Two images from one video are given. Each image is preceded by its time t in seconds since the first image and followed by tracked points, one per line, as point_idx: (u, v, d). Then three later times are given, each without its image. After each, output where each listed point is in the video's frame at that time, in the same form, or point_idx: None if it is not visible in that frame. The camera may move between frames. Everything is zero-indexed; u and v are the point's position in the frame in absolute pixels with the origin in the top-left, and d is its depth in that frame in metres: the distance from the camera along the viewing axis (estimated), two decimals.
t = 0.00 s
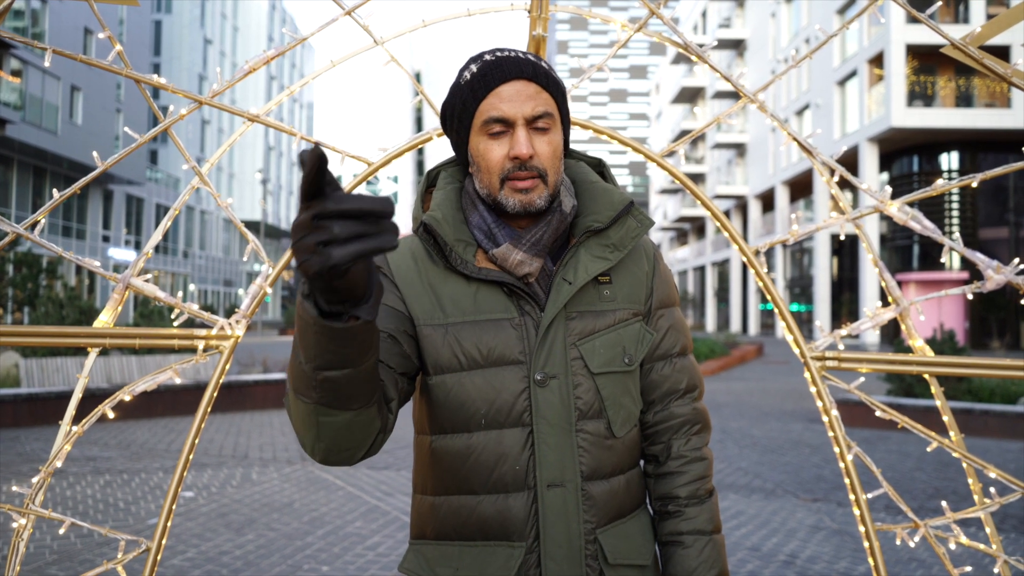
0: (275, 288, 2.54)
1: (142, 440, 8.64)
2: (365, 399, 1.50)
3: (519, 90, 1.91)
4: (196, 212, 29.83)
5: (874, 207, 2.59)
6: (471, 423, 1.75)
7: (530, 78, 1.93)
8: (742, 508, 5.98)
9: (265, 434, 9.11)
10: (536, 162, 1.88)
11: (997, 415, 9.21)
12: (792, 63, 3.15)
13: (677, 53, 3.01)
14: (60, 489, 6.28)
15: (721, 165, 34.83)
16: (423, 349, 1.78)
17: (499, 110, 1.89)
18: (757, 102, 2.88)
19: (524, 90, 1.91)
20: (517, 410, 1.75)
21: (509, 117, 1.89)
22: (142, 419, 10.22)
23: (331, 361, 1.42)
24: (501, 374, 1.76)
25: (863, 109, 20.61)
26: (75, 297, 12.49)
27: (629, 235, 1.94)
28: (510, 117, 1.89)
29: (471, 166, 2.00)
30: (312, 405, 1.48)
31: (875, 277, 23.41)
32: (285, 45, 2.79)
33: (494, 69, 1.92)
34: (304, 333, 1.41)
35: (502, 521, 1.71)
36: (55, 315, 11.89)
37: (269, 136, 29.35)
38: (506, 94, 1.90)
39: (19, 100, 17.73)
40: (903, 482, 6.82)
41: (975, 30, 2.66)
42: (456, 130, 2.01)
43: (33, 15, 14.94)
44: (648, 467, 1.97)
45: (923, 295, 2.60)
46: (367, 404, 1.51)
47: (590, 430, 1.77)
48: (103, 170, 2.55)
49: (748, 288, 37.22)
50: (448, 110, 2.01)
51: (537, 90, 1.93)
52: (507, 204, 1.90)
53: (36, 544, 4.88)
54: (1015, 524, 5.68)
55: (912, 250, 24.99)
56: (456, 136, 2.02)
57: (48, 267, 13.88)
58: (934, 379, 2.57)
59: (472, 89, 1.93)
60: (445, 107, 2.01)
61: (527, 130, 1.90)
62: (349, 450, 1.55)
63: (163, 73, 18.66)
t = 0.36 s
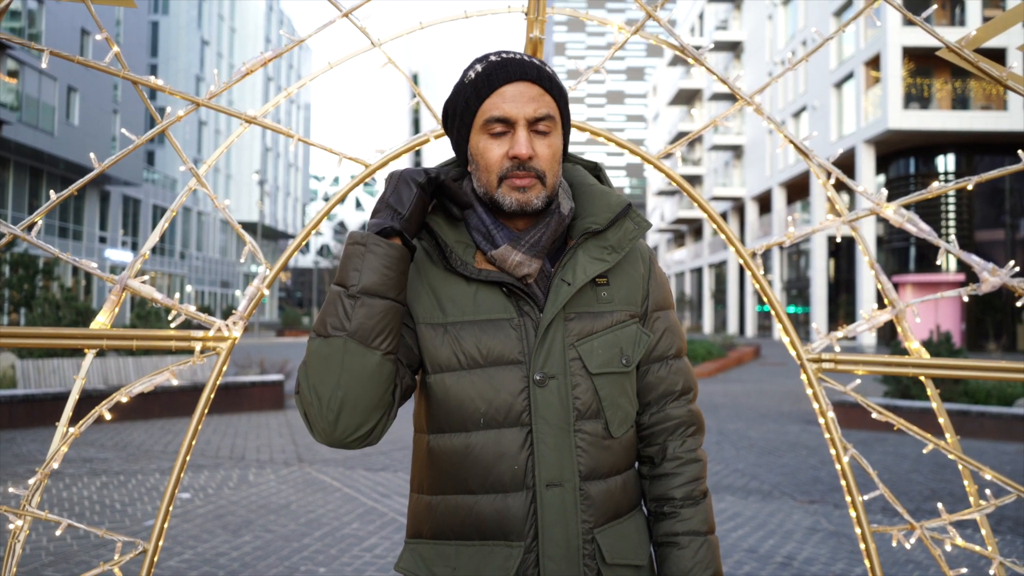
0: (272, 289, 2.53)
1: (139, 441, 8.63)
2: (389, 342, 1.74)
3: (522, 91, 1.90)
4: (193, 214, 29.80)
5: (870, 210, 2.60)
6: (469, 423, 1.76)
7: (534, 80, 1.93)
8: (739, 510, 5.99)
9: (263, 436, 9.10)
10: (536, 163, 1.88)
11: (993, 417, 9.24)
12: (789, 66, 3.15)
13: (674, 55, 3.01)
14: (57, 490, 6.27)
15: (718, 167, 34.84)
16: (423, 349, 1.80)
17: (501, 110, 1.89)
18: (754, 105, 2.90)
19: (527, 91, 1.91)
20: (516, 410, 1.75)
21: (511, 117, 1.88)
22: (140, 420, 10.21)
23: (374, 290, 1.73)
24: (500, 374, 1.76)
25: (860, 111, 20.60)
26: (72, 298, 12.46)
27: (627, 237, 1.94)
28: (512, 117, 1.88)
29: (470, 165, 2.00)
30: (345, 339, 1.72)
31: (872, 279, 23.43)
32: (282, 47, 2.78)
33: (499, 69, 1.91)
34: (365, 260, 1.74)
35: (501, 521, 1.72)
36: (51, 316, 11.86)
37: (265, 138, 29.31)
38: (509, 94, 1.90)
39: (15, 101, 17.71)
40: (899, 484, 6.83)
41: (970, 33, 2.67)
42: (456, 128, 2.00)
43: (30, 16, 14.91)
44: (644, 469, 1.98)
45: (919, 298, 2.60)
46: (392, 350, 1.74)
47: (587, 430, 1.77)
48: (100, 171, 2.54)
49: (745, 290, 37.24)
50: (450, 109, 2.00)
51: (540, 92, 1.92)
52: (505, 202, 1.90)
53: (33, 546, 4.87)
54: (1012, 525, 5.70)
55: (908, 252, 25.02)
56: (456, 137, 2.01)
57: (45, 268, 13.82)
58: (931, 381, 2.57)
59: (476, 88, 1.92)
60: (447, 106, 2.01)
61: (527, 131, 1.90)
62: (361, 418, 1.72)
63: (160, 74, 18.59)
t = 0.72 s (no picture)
0: (271, 291, 2.53)
1: (138, 443, 8.62)
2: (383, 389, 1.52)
3: (528, 91, 1.94)
4: (192, 215, 29.79)
5: (868, 211, 2.60)
6: (467, 421, 1.76)
7: (541, 83, 1.97)
8: (737, 512, 5.99)
9: (262, 437, 9.11)
10: (537, 160, 1.89)
11: (992, 419, 9.25)
12: (787, 69, 3.15)
13: (672, 57, 3.01)
14: (56, 492, 6.27)
15: (717, 169, 34.87)
16: (424, 349, 1.79)
17: (505, 108, 1.92)
18: (753, 107, 2.90)
19: (532, 92, 1.94)
20: (514, 408, 1.76)
21: (514, 115, 1.91)
22: (139, 422, 10.20)
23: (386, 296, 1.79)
24: (499, 373, 1.77)
25: (860, 112, 20.64)
26: (71, 300, 12.45)
27: (627, 240, 1.95)
28: (515, 115, 1.91)
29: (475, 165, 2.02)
30: (332, 399, 1.50)
31: (871, 281, 23.45)
32: (281, 49, 2.77)
33: (507, 69, 1.96)
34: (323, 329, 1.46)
35: (497, 520, 1.72)
36: (51, 317, 11.86)
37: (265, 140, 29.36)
38: (515, 93, 1.93)
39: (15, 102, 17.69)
40: (899, 486, 6.84)
41: (968, 36, 2.67)
42: (465, 127, 2.04)
43: (29, 17, 14.91)
44: (642, 473, 1.98)
45: (918, 300, 2.60)
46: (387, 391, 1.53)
47: (585, 430, 1.78)
48: (100, 173, 2.54)
49: (744, 292, 37.27)
50: (460, 110, 2.04)
51: (544, 93, 1.96)
52: (504, 200, 1.91)
53: (32, 547, 4.87)
54: (1011, 528, 5.70)
55: (908, 254, 25.05)
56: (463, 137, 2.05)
57: (44, 269, 13.81)
58: (929, 384, 2.58)
59: (484, 86, 1.96)
60: (457, 105, 2.05)
61: (530, 128, 1.92)
62: (367, 452, 1.58)
63: (160, 75, 18.59)
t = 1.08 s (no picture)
0: (269, 292, 2.54)
1: (136, 444, 8.62)
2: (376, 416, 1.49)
3: (535, 95, 1.96)
4: (190, 215, 29.79)
5: (865, 212, 2.61)
6: (468, 420, 1.76)
7: (547, 86, 1.98)
8: (736, 512, 6.00)
9: (260, 438, 9.12)
10: (542, 163, 1.91)
11: (990, 419, 9.26)
12: (785, 69, 3.16)
13: (670, 58, 3.02)
14: (54, 493, 6.27)
15: (716, 169, 34.90)
16: (427, 349, 1.79)
17: (513, 111, 1.94)
18: (750, 108, 2.90)
19: (539, 96, 1.96)
20: (515, 407, 1.76)
21: (521, 119, 1.93)
22: (137, 423, 10.21)
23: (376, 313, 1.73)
24: (501, 373, 1.77)
25: (858, 113, 20.67)
26: (69, 301, 12.46)
27: (629, 243, 1.96)
28: (522, 118, 1.93)
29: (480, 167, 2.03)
30: (324, 428, 1.48)
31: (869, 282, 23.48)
32: (279, 50, 2.78)
33: (514, 73, 1.97)
34: (305, 376, 1.42)
35: (497, 518, 1.72)
36: (49, 318, 11.85)
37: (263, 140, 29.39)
38: (521, 97, 1.95)
39: (13, 103, 17.70)
40: (896, 486, 6.84)
41: (965, 37, 2.68)
42: (471, 129, 2.05)
43: (27, 18, 14.90)
44: (641, 475, 1.98)
45: (915, 300, 2.61)
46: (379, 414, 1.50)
47: (586, 430, 1.79)
48: (97, 175, 2.54)
49: (743, 292, 37.31)
50: (467, 114, 2.05)
51: (551, 96, 1.97)
52: (508, 203, 1.92)
53: (30, 548, 4.87)
54: (1009, 527, 5.71)
55: (906, 254, 25.08)
56: (469, 138, 2.06)
57: (43, 270, 13.80)
58: (924, 384, 2.58)
59: (491, 90, 1.97)
60: (463, 110, 2.06)
61: (537, 132, 1.93)
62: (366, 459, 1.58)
63: (157, 75, 18.59)
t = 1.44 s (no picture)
0: (270, 294, 2.55)
1: (137, 446, 8.62)
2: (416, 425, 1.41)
3: (540, 92, 1.97)
4: (191, 217, 29.83)
5: (865, 213, 2.61)
6: (478, 417, 1.76)
7: (550, 85, 2.00)
8: (737, 513, 6.00)
9: (261, 439, 9.12)
10: (553, 157, 1.91)
11: (991, 420, 9.26)
12: (784, 71, 3.15)
13: (670, 61, 3.01)
14: (54, 494, 6.27)
15: (716, 170, 34.91)
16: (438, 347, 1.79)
17: (519, 109, 1.94)
18: (750, 110, 2.91)
19: (543, 94, 1.97)
20: (524, 404, 1.76)
21: (528, 117, 1.94)
22: (138, 424, 10.21)
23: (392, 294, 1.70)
24: (510, 369, 1.77)
25: (859, 113, 20.67)
26: (70, 303, 12.45)
27: (635, 242, 1.97)
28: (530, 115, 1.94)
29: (486, 167, 2.02)
30: (363, 433, 1.40)
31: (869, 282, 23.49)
32: (279, 53, 2.78)
33: (517, 74, 1.98)
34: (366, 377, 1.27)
35: (507, 514, 1.72)
36: (50, 320, 11.85)
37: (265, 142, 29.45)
38: (526, 95, 1.96)
39: (14, 105, 17.74)
40: (898, 487, 6.84)
41: (964, 38, 2.68)
42: (476, 133, 2.05)
43: (28, 20, 14.92)
44: (647, 474, 1.98)
45: (915, 302, 2.61)
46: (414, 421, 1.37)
47: (594, 426, 1.79)
48: (98, 176, 2.54)
49: (743, 293, 37.31)
50: (468, 118, 2.06)
51: (555, 94, 1.99)
52: (521, 200, 1.90)
53: (31, 550, 4.88)
54: (1010, 529, 5.70)
55: (906, 255, 25.07)
56: (474, 141, 2.06)
57: (43, 271, 13.80)
58: (925, 385, 2.58)
59: (494, 92, 1.98)
60: (465, 113, 2.07)
61: (544, 128, 1.94)
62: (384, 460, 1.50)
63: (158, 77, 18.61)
